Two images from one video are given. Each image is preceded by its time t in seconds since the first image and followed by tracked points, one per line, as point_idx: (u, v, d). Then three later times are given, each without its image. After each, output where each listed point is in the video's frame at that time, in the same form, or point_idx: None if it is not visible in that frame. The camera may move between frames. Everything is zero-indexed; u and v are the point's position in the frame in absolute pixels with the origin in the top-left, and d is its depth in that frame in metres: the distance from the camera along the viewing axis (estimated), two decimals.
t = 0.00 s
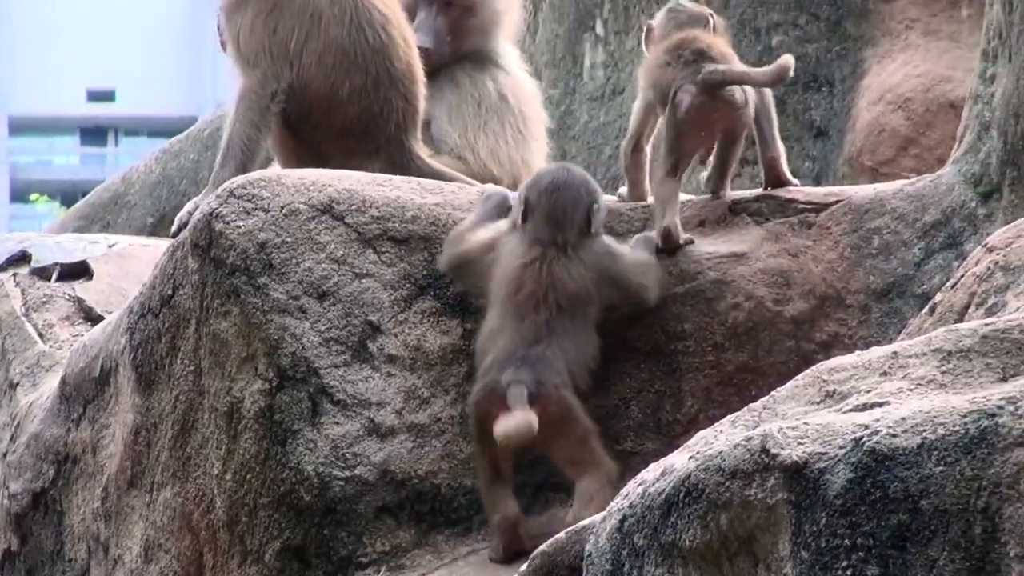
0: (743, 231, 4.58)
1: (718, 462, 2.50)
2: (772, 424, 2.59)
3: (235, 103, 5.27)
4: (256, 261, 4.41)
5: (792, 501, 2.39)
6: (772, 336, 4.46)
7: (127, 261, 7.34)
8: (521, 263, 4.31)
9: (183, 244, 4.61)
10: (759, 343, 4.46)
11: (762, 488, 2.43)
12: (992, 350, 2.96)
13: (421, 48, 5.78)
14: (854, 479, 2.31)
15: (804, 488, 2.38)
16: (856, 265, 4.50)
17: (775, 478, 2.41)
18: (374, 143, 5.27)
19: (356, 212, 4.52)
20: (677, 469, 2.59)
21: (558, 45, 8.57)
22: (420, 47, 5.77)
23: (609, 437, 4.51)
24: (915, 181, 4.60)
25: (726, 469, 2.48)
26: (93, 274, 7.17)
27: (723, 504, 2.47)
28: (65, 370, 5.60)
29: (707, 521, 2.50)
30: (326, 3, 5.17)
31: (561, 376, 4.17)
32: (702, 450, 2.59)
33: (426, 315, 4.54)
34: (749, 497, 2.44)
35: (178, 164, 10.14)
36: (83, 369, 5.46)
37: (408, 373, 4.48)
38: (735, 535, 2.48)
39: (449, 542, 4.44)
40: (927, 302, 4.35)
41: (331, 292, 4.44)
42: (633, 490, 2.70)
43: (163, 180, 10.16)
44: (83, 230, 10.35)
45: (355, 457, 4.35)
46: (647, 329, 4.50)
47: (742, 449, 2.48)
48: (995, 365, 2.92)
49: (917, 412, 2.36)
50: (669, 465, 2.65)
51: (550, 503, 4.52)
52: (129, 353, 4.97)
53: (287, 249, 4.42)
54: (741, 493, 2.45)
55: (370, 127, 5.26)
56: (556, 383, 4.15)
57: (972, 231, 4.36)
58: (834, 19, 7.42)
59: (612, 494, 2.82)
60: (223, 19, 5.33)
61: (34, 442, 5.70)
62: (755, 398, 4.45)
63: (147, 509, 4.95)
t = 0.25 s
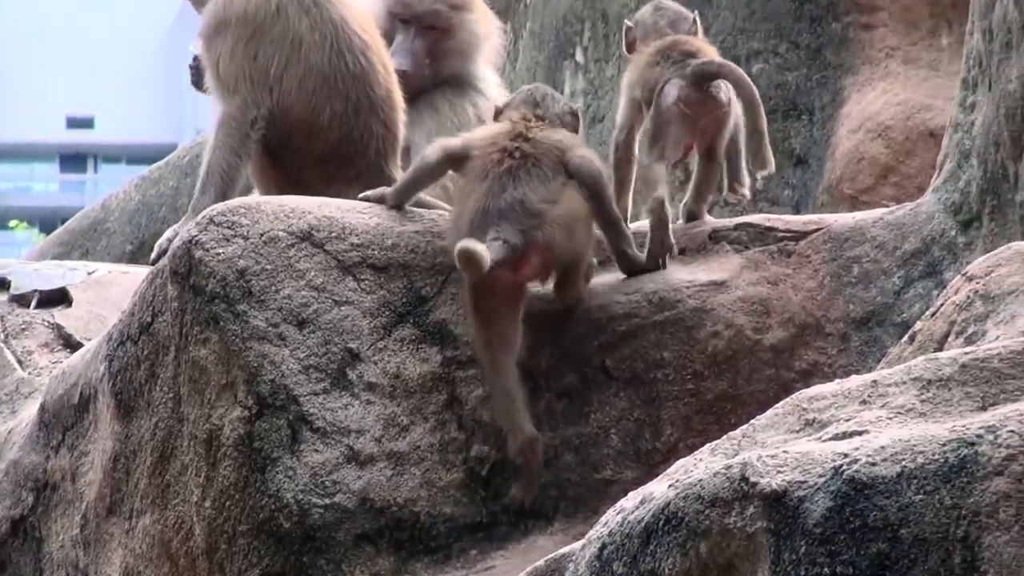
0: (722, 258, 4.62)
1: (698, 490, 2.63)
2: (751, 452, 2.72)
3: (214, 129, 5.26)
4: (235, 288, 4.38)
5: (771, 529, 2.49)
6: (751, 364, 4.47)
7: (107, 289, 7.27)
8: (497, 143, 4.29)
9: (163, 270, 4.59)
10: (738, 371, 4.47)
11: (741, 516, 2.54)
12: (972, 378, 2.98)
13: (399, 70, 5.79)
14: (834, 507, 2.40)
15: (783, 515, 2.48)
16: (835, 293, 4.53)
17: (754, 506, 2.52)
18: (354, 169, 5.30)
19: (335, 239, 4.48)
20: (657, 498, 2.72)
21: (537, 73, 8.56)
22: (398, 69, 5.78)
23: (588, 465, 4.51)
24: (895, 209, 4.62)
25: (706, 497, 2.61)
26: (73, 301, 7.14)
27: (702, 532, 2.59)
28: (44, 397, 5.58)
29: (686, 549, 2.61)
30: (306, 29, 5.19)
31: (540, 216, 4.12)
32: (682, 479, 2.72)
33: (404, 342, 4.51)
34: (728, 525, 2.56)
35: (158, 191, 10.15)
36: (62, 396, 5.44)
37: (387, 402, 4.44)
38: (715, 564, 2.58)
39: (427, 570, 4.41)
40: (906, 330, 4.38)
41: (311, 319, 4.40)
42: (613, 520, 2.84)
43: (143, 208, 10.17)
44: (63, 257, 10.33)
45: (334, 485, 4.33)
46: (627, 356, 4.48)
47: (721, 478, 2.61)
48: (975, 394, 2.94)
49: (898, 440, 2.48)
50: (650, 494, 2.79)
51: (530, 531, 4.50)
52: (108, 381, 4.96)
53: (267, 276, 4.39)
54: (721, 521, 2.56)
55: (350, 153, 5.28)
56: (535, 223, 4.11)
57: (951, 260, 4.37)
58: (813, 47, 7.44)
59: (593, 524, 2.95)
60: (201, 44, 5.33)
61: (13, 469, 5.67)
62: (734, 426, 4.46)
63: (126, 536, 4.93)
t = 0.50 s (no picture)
0: (703, 292, 4.64)
1: (680, 522, 2.72)
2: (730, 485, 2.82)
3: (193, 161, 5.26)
4: (217, 319, 4.37)
5: (752, 561, 2.62)
6: (733, 397, 4.48)
7: (88, 320, 7.24)
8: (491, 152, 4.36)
9: (145, 301, 4.59)
10: (719, 404, 4.47)
11: (723, 549, 2.65)
12: (953, 411, 2.99)
13: (385, 104, 5.79)
14: (814, 539, 2.57)
15: (764, 546, 2.62)
16: (817, 325, 4.56)
17: (735, 538, 2.64)
18: (337, 199, 5.31)
19: (317, 270, 4.48)
20: (638, 530, 2.80)
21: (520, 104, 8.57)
22: (382, 104, 5.78)
23: (570, 496, 4.48)
24: (876, 241, 4.70)
25: (687, 528, 2.70)
26: (54, 332, 7.12)
27: (684, 564, 2.68)
28: (26, 428, 5.55)
29: None
30: (286, 61, 5.22)
31: (525, 219, 4.18)
32: (663, 512, 2.80)
33: (386, 374, 4.49)
34: (709, 557, 2.66)
35: (139, 222, 10.14)
36: (44, 427, 5.42)
37: (368, 433, 4.42)
38: None
39: None
40: (888, 362, 4.43)
41: (292, 350, 4.40)
42: (595, 552, 2.89)
43: (124, 238, 10.17)
44: (43, 288, 10.31)
45: (316, 516, 4.31)
46: (609, 388, 4.48)
47: (701, 509, 2.71)
48: (956, 426, 2.96)
49: (876, 472, 2.64)
50: (631, 525, 2.86)
51: (511, 565, 4.44)
52: (90, 412, 4.94)
53: (249, 307, 4.39)
54: (702, 554, 2.67)
55: (332, 184, 5.29)
56: (518, 223, 4.17)
57: (933, 291, 4.50)
58: (796, 79, 7.63)
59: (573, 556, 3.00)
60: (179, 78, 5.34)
61: None
62: (715, 458, 4.47)
63: (108, 568, 4.91)
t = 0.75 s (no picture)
0: (685, 326, 4.66)
1: (662, 556, 2.68)
2: (712, 519, 2.79)
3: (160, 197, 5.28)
4: (200, 352, 4.36)
5: None
6: (716, 430, 4.49)
7: (72, 352, 7.20)
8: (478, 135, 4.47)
9: (128, 335, 4.58)
10: (702, 437, 4.48)
11: None
12: (937, 444, 2.97)
13: (372, 138, 5.82)
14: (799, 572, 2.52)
15: None
16: (799, 359, 4.57)
17: (718, 573, 2.61)
18: (313, 228, 5.38)
19: (300, 303, 4.48)
20: (619, 562, 2.76)
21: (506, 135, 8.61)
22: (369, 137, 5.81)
23: (553, 530, 4.49)
24: (860, 274, 4.72)
25: (669, 561, 2.67)
26: (36, 364, 7.14)
27: None
28: (9, 462, 5.54)
29: None
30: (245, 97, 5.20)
31: (503, 195, 4.26)
32: (645, 545, 2.77)
33: (369, 408, 4.48)
34: None
35: (122, 255, 10.16)
36: (26, 461, 5.40)
37: (352, 467, 4.41)
38: None
39: None
40: (871, 395, 4.43)
41: (275, 384, 4.39)
42: None
43: (107, 271, 10.18)
44: (26, 321, 10.31)
45: (299, 550, 4.28)
46: (592, 421, 4.47)
47: (683, 543, 2.68)
48: (939, 460, 2.93)
49: (862, 506, 2.59)
50: (613, 557, 2.83)
51: None
52: (73, 446, 4.93)
53: (231, 341, 4.38)
54: None
55: (308, 213, 5.35)
56: (495, 199, 4.24)
57: (916, 324, 4.51)
58: (778, 112, 8.18)
59: None
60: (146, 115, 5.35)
61: None
62: (698, 492, 4.46)
63: None
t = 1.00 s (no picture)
0: (671, 350, 4.66)
1: None
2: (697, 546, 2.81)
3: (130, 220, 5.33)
4: (186, 379, 4.35)
5: None
6: (702, 457, 4.49)
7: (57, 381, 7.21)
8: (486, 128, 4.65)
9: (114, 362, 4.57)
10: (688, 464, 4.49)
11: None
12: (923, 470, 2.97)
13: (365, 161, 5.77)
14: None
15: None
16: (785, 385, 4.57)
17: None
18: (297, 250, 5.38)
19: (285, 330, 4.47)
20: None
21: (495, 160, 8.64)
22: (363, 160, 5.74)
23: (538, 556, 4.47)
24: (845, 300, 4.72)
25: None
26: (23, 393, 7.09)
27: None
28: None
29: None
30: (220, 122, 5.25)
31: (503, 189, 4.42)
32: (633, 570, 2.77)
33: (355, 435, 4.47)
34: None
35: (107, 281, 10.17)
36: (12, 487, 5.39)
37: (337, 494, 4.41)
38: None
39: None
40: (857, 422, 4.41)
41: (261, 411, 4.39)
42: None
43: (92, 297, 10.19)
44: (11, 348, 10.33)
45: None
46: (578, 447, 4.46)
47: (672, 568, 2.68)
48: (925, 486, 2.94)
49: (849, 532, 2.60)
50: None
51: None
52: (57, 472, 4.91)
53: (217, 367, 4.38)
54: None
55: (287, 235, 5.36)
56: (495, 191, 4.41)
57: (902, 350, 4.52)
58: (763, 138, 8.23)
59: None
60: (126, 143, 5.44)
61: None
62: (684, 518, 4.47)
63: None
